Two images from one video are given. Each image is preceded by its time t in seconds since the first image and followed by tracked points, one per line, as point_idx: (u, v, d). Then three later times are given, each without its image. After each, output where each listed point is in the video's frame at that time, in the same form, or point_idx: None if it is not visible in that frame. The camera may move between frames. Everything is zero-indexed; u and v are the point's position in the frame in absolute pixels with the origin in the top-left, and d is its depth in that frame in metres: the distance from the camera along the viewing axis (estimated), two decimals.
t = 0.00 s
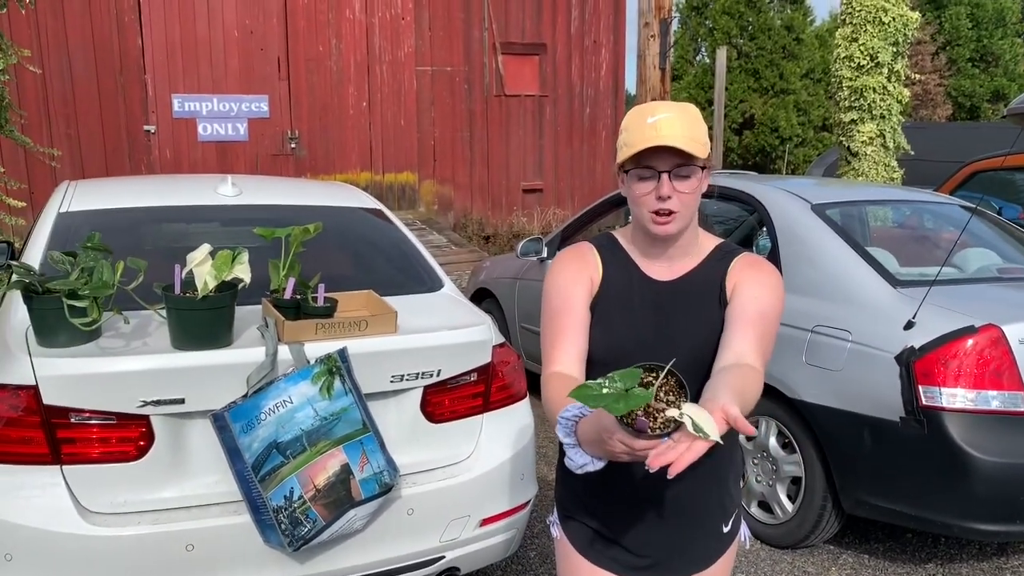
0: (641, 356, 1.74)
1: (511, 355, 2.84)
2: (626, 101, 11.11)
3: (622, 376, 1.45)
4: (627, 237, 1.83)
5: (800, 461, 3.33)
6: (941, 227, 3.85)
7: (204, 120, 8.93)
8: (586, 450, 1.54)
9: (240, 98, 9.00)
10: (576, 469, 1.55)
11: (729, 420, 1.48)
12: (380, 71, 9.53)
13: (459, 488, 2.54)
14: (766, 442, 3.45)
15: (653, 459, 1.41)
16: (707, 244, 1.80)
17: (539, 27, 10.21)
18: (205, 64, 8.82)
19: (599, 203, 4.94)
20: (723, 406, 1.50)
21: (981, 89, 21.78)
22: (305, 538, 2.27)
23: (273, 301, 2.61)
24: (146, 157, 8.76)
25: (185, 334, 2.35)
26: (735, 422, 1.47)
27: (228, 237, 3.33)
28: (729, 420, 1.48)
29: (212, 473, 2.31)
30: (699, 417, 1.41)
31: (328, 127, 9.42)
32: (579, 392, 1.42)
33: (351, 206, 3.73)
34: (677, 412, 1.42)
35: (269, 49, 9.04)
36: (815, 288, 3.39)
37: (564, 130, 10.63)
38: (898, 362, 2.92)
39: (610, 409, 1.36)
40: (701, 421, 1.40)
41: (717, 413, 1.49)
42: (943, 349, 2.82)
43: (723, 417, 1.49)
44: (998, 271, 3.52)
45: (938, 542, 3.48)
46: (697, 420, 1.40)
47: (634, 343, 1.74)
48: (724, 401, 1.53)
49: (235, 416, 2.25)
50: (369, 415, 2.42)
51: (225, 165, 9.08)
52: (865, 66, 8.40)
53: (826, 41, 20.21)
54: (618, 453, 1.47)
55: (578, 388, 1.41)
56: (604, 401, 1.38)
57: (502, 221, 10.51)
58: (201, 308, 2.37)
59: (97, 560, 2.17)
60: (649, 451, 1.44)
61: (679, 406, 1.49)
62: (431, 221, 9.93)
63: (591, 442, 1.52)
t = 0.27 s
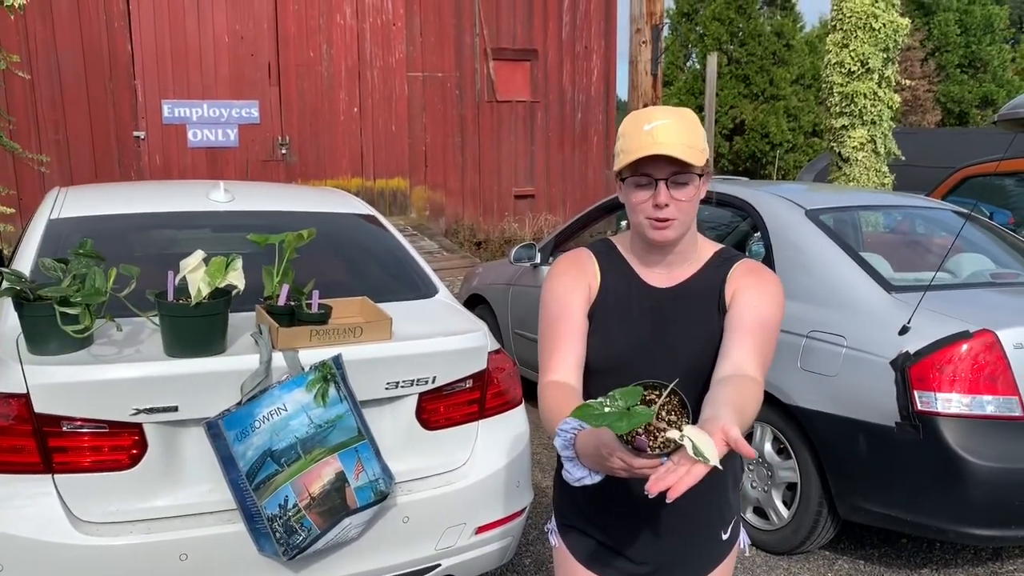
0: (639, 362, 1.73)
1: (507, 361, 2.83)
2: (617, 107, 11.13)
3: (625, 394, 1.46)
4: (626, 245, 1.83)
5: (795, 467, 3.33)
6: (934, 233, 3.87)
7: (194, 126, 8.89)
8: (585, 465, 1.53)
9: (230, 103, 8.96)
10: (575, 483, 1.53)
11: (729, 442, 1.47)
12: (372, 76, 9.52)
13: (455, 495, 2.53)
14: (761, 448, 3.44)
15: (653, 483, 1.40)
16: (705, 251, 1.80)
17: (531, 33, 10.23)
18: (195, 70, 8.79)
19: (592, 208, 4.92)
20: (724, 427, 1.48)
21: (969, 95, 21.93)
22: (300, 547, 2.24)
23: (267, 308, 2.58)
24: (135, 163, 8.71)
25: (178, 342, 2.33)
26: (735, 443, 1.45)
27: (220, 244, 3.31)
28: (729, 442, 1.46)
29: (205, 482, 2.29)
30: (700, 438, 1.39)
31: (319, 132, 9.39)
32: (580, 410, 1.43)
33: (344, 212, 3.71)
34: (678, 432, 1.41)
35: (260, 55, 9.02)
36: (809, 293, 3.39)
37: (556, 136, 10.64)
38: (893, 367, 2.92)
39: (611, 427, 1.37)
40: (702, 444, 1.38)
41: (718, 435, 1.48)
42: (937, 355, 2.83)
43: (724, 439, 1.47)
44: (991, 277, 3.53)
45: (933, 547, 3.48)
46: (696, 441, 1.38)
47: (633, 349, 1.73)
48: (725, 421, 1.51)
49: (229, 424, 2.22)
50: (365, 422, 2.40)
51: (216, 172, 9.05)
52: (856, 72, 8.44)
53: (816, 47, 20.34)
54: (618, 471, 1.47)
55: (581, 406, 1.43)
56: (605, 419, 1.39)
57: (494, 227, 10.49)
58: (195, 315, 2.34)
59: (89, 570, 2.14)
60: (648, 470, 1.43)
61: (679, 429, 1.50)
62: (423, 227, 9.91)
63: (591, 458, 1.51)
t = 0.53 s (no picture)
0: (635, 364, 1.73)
1: (501, 365, 2.83)
2: (608, 109, 11.15)
3: (623, 396, 1.47)
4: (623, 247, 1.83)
5: (789, 468, 3.34)
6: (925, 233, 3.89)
7: (183, 130, 8.86)
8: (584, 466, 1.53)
9: (220, 108, 8.93)
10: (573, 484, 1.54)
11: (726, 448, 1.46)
12: (362, 80, 9.51)
13: (450, 499, 2.52)
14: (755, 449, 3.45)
15: (652, 490, 1.40)
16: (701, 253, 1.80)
17: (521, 36, 10.25)
18: (184, 74, 8.76)
19: (583, 211, 4.93)
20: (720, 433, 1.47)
21: (956, 97, 22.07)
22: (295, 553, 2.23)
23: (260, 313, 2.54)
24: (124, 168, 8.67)
25: (171, 347, 2.32)
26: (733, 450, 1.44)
27: (212, 249, 3.29)
28: (726, 448, 1.45)
29: (199, 488, 2.28)
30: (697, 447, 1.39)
31: (310, 136, 9.37)
32: (578, 410, 1.45)
33: (336, 216, 3.70)
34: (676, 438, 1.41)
35: (249, 59, 8.99)
36: (802, 295, 3.41)
37: (547, 138, 10.65)
38: (886, 367, 2.93)
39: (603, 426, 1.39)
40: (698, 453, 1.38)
41: (715, 441, 1.47)
42: (929, 355, 2.84)
43: (721, 445, 1.46)
44: (981, 277, 3.55)
45: (926, 546, 3.49)
46: (693, 449, 1.38)
47: (629, 352, 1.74)
48: (722, 427, 1.50)
49: (223, 430, 2.21)
50: (359, 427, 2.39)
51: (206, 177, 9.01)
52: (844, 74, 8.48)
53: (804, 49, 20.44)
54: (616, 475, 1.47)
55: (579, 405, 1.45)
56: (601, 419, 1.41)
57: (485, 230, 10.49)
58: (188, 321, 2.33)
59: None
60: (647, 475, 1.43)
61: (678, 432, 1.50)
62: (414, 230, 9.90)
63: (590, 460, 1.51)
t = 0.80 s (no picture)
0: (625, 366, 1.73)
1: (492, 366, 2.83)
2: (596, 108, 11.16)
3: (617, 366, 1.49)
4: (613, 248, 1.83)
5: (780, 465, 3.35)
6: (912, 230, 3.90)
7: (171, 133, 8.81)
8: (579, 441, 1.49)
9: (207, 110, 8.89)
10: (570, 458, 1.50)
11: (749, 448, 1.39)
12: (350, 80, 9.49)
13: (442, 502, 2.52)
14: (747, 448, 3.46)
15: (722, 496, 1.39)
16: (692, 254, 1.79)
17: (509, 35, 10.24)
18: (171, 76, 8.71)
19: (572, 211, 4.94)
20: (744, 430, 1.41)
21: (942, 93, 22.20)
22: (287, 557, 2.22)
23: (250, 316, 2.53)
24: (111, 171, 8.62)
25: (159, 352, 2.31)
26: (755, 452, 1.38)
27: (201, 252, 3.27)
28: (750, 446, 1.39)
29: (191, 494, 2.27)
30: (639, 435, 1.39)
31: (298, 138, 9.35)
32: (569, 347, 1.53)
33: (325, 218, 3.69)
34: (625, 418, 1.41)
35: (236, 60, 8.95)
36: (791, 292, 3.42)
37: (536, 137, 10.64)
38: (876, 364, 2.95)
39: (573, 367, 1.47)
40: (633, 438, 1.39)
41: (739, 439, 1.41)
42: (919, 351, 2.86)
43: (746, 443, 1.40)
44: (969, 273, 3.57)
45: (917, 542, 3.51)
46: (632, 432, 1.39)
47: (621, 353, 1.74)
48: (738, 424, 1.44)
49: (213, 435, 2.20)
50: (350, 430, 2.38)
51: (194, 180, 8.97)
52: (831, 71, 8.52)
53: (791, 46, 20.51)
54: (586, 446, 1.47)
55: (575, 345, 1.51)
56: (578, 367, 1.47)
57: (475, 230, 10.48)
58: (176, 325, 2.31)
59: None
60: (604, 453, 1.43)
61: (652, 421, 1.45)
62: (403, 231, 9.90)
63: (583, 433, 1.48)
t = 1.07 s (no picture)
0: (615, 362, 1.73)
1: (482, 361, 2.82)
2: (585, 97, 11.13)
3: (601, 364, 1.49)
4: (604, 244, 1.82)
5: (770, 455, 3.37)
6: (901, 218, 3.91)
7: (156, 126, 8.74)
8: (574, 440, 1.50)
9: (193, 102, 8.82)
10: (565, 460, 1.51)
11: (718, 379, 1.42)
12: (336, 72, 9.43)
13: (433, 497, 2.51)
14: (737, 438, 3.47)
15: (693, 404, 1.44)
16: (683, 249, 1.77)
17: (496, 25, 10.19)
18: (155, 69, 8.63)
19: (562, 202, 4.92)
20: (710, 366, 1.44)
21: (929, 79, 22.25)
22: (277, 556, 2.21)
23: (236, 314, 2.51)
24: (97, 166, 8.55)
25: (146, 351, 2.29)
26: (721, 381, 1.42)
27: (187, 248, 3.25)
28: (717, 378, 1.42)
29: (181, 493, 2.25)
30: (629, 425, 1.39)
31: (285, 130, 9.29)
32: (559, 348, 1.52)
33: (313, 213, 3.67)
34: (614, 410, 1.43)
35: (222, 53, 8.88)
36: (781, 283, 3.42)
37: (524, 127, 10.61)
38: (865, 354, 2.96)
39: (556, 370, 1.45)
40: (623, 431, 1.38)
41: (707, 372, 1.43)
42: (907, 340, 2.87)
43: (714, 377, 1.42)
44: (957, 261, 3.59)
45: (907, 529, 3.54)
46: (620, 424, 1.39)
47: (614, 350, 1.73)
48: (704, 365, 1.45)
49: (201, 435, 2.18)
50: (339, 428, 2.36)
51: (180, 173, 8.91)
52: (819, 58, 8.51)
53: (779, 33, 20.50)
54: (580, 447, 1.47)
55: (558, 346, 1.50)
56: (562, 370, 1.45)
57: (464, 221, 10.45)
58: (162, 324, 2.29)
59: None
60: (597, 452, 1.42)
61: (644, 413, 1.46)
62: (392, 222, 9.87)
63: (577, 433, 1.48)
